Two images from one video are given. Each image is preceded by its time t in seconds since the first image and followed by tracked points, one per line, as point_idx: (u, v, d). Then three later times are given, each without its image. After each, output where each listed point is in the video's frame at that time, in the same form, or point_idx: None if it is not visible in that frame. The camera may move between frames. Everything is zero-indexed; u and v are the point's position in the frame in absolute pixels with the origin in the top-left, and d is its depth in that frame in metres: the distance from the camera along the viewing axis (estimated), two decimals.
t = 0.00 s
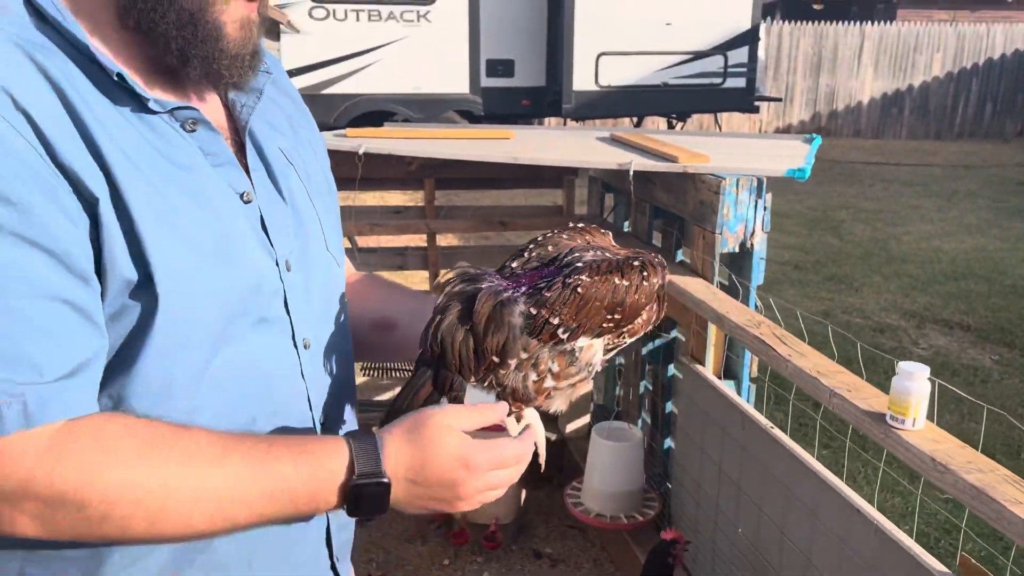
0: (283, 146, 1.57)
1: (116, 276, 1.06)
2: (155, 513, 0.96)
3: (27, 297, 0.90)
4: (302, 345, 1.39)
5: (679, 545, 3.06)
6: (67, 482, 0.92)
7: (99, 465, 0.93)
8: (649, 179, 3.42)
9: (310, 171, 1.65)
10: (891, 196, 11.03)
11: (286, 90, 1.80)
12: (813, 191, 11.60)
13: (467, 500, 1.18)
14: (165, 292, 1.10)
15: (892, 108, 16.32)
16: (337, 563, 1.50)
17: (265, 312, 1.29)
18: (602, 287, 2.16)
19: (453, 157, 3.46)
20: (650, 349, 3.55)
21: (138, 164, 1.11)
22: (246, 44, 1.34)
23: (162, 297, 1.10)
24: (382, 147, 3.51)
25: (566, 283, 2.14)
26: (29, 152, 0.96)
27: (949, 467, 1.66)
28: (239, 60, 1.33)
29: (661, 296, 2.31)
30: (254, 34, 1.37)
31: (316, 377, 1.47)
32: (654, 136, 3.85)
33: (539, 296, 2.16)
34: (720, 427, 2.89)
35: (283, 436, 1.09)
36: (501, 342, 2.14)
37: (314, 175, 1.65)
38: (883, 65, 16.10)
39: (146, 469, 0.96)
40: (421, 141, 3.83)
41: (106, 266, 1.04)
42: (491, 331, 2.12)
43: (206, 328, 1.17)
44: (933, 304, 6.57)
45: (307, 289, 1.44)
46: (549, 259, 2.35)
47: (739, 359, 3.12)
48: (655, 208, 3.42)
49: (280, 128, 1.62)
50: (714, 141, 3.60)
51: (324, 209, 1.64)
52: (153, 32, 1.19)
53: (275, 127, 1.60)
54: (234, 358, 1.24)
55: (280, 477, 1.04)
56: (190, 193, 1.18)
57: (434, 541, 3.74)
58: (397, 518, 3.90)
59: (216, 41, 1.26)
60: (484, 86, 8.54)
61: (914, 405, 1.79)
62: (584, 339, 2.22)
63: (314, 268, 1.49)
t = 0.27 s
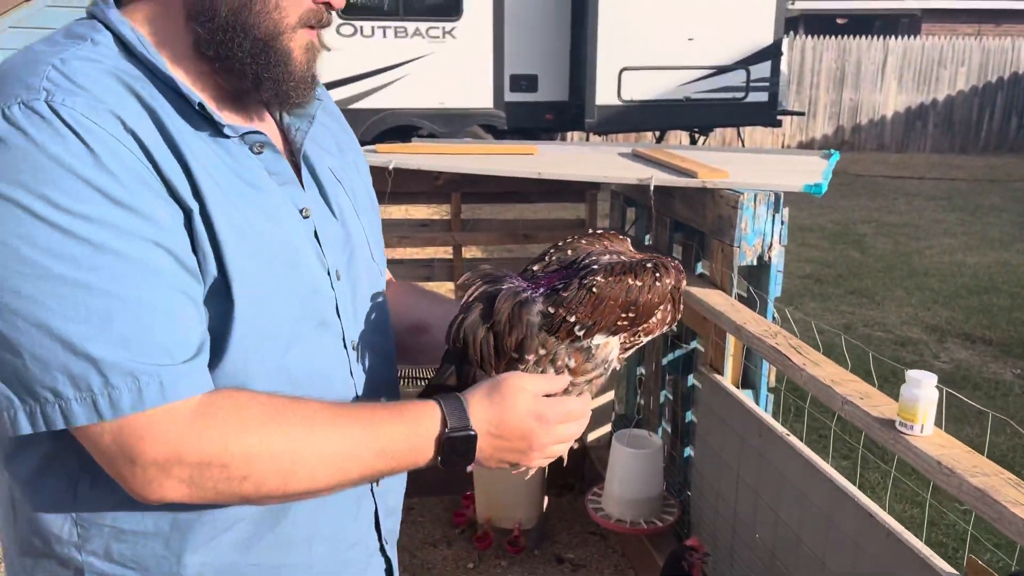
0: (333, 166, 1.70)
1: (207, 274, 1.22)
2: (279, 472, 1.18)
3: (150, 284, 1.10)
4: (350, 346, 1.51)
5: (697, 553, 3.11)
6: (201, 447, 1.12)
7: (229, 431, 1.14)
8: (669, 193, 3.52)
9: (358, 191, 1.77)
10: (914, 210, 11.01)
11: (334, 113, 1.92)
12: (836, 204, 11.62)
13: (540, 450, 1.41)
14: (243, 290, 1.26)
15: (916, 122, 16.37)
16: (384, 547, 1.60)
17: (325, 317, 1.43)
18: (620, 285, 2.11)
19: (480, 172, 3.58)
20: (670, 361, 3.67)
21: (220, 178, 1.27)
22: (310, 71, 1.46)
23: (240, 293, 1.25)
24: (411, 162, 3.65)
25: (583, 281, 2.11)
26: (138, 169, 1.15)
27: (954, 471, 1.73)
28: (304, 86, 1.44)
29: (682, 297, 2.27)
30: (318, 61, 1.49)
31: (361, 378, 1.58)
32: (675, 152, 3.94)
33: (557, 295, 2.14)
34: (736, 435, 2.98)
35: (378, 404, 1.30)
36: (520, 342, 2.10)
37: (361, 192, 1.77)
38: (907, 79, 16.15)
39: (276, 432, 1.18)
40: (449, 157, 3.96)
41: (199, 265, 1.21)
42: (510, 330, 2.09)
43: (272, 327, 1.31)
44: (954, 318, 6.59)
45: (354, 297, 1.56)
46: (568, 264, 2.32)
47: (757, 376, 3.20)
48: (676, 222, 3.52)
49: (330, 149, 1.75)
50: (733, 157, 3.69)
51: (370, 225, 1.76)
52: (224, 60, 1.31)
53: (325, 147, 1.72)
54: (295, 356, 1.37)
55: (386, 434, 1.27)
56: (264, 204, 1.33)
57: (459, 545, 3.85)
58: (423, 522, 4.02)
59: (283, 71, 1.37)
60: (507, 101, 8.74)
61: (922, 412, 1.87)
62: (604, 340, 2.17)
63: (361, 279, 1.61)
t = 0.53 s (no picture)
0: (386, 172, 1.82)
1: (265, 272, 1.34)
2: (307, 462, 1.28)
3: (213, 279, 1.21)
4: (398, 339, 1.63)
5: (722, 554, 3.18)
6: (237, 437, 1.22)
7: (267, 422, 1.24)
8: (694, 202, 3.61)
9: (408, 196, 1.89)
10: (939, 222, 10.98)
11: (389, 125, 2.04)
12: (859, 217, 11.63)
13: (550, 466, 1.50)
14: (297, 287, 1.37)
15: (940, 135, 16.28)
16: (425, 530, 1.72)
17: (373, 311, 1.54)
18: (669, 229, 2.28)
19: (509, 182, 3.69)
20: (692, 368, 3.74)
21: (281, 181, 1.38)
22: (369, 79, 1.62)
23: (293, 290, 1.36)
24: (441, 173, 3.77)
25: (634, 230, 2.26)
26: (205, 171, 1.27)
27: (972, 469, 1.80)
28: (365, 92, 1.60)
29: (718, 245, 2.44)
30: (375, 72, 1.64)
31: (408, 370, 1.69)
32: (699, 163, 4.03)
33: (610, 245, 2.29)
34: (759, 439, 3.04)
35: (407, 410, 1.41)
36: (582, 290, 2.26)
37: (411, 197, 1.89)
38: (931, 92, 16.15)
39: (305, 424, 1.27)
40: (478, 168, 4.07)
41: (258, 262, 1.32)
42: (572, 280, 2.25)
43: (327, 317, 1.43)
44: (979, 329, 6.59)
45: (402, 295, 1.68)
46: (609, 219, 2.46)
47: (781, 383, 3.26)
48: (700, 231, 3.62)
49: (383, 156, 1.87)
50: (757, 167, 3.77)
51: (419, 229, 1.87)
52: (297, 67, 1.47)
53: (378, 155, 1.85)
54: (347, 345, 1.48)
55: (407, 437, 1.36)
56: (320, 207, 1.44)
57: (486, 547, 3.93)
58: (451, 525, 4.11)
59: (349, 78, 1.53)
60: (530, 113, 8.93)
61: (941, 413, 1.94)
62: (656, 283, 2.35)
63: (408, 278, 1.73)
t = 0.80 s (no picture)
0: (426, 176, 1.90)
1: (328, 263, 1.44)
2: (404, 413, 1.39)
3: (295, 262, 1.33)
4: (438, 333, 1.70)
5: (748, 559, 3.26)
6: (340, 396, 1.33)
7: (369, 378, 1.35)
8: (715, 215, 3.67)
9: (447, 199, 1.97)
10: (961, 236, 10.93)
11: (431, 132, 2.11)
12: (880, 229, 11.61)
13: (625, 378, 1.61)
14: (355, 270, 1.45)
15: (962, 148, 16.20)
16: (467, 515, 1.78)
17: (417, 305, 1.63)
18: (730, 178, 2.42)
19: (534, 194, 3.77)
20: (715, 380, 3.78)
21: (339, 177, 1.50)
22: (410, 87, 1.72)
23: (353, 269, 1.45)
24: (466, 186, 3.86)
25: (707, 178, 2.39)
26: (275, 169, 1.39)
27: (992, 473, 1.85)
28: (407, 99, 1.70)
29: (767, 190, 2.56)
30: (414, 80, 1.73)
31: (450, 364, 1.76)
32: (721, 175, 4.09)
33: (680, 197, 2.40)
34: (782, 445, 3.09)
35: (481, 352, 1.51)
36: (661, 240, 2.37)
37: (449, 201, 1.97)
38: (953, 105, 16.13)
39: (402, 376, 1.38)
40: (503, 181, 4.16)
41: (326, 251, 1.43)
42: (653, 230, 2.36)
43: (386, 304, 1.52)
44: (1002, 343, 6.57)
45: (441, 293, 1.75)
46: (670, 171, 2.55)
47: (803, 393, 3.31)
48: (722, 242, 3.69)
49: (422, 161, 1.95)
50: (778, 180, 3.82)
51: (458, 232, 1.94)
52: (344, 76, 1.57)
53: (418, 160, 1.93)
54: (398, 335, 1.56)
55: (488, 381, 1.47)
56: (372, 202, 1.55)
57: (510, 554, 3.98)
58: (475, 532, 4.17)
59: (393, 86, 1.63)
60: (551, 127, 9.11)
61: (961, 418, 1.98)
62: (723, 227, 2.47)
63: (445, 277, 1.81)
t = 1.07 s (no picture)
0: (444, 181, 1.97)
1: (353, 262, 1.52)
2: (427, 402, 1.46)
3: (324, 261, 1.42)
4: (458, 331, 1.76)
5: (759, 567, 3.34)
6: (367, 388, 1.41)
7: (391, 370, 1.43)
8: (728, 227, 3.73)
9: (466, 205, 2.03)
10: (977, 248, 10.90)
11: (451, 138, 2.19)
12: (895, 242, 11.59)
13: (640, 371, 1.66)
14: (378, 270, 1.52)
15: (978, 159, 16.15)
16: (495, 507, 1.83)
17: (438, 303, 1.69)
18: (762, 138, 2.54)
19: (548, 207, 3.84)
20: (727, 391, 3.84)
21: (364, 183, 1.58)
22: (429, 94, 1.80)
23: (378, 267, 1.51)
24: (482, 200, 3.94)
25: (743, 136, 2.52)
26: (306, 175, 1.48)
27: (997, 480, 1.89)
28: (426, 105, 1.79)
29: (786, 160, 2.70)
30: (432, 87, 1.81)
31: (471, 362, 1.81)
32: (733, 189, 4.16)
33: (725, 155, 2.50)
34: (793, 453, 3.13)
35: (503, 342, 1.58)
36: (716, 193, 2.45)
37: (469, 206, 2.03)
38: (969, 116, 16.09)
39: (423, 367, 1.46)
40: (518, 194, 4.24)
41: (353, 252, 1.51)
42: (710, 181, 2.44)
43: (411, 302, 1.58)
44: (1018, 355, 6.56)
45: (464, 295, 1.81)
46: (700, 133, 2.65)
47: (814, 403, 3.37)
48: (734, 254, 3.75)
49: (443, 168, 2.03)
50: (790, 193, 3.88)
51: (479, 238, 2.00)
52: (367, 86, 1.68)
53: (437, 166, 2.01)
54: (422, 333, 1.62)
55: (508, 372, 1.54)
56: (395, 208, 1.63)
57: (526, 562, 4.03)
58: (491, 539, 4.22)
59: (414, 94, 1.73)
60: (565, 139, 9.69)
61: (967, 426, 2.02)
62: (758, 185, 2.58)
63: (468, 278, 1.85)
